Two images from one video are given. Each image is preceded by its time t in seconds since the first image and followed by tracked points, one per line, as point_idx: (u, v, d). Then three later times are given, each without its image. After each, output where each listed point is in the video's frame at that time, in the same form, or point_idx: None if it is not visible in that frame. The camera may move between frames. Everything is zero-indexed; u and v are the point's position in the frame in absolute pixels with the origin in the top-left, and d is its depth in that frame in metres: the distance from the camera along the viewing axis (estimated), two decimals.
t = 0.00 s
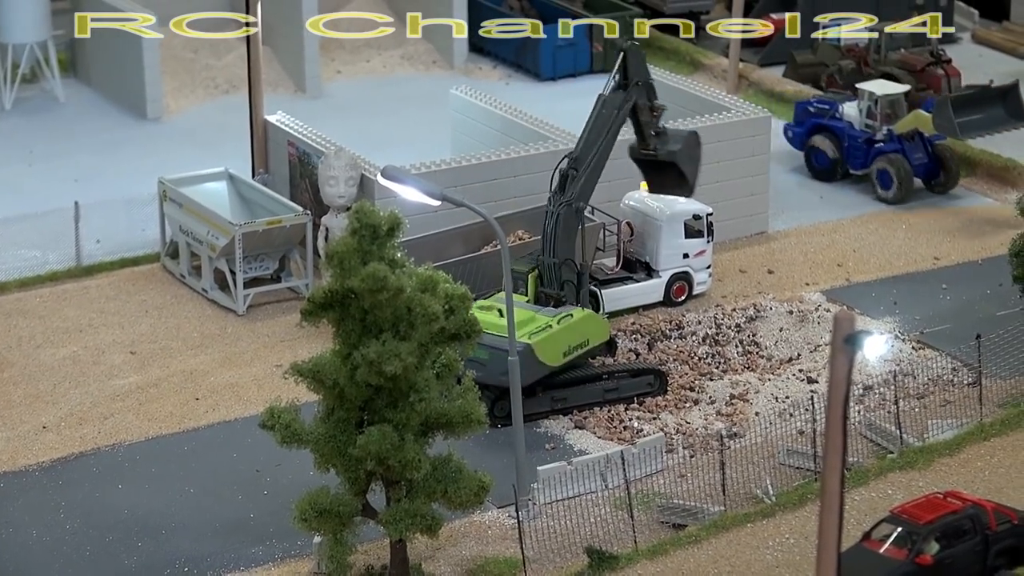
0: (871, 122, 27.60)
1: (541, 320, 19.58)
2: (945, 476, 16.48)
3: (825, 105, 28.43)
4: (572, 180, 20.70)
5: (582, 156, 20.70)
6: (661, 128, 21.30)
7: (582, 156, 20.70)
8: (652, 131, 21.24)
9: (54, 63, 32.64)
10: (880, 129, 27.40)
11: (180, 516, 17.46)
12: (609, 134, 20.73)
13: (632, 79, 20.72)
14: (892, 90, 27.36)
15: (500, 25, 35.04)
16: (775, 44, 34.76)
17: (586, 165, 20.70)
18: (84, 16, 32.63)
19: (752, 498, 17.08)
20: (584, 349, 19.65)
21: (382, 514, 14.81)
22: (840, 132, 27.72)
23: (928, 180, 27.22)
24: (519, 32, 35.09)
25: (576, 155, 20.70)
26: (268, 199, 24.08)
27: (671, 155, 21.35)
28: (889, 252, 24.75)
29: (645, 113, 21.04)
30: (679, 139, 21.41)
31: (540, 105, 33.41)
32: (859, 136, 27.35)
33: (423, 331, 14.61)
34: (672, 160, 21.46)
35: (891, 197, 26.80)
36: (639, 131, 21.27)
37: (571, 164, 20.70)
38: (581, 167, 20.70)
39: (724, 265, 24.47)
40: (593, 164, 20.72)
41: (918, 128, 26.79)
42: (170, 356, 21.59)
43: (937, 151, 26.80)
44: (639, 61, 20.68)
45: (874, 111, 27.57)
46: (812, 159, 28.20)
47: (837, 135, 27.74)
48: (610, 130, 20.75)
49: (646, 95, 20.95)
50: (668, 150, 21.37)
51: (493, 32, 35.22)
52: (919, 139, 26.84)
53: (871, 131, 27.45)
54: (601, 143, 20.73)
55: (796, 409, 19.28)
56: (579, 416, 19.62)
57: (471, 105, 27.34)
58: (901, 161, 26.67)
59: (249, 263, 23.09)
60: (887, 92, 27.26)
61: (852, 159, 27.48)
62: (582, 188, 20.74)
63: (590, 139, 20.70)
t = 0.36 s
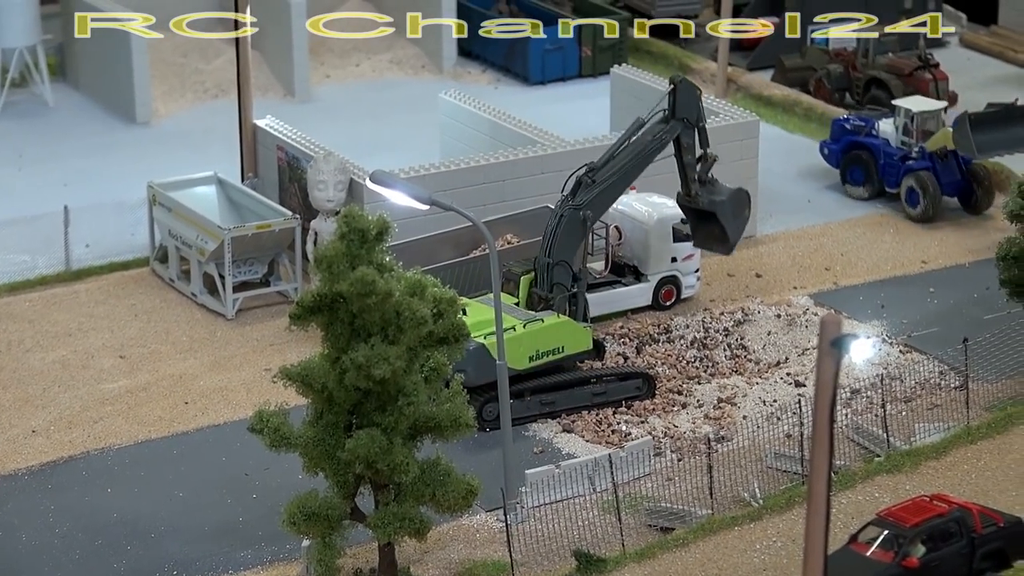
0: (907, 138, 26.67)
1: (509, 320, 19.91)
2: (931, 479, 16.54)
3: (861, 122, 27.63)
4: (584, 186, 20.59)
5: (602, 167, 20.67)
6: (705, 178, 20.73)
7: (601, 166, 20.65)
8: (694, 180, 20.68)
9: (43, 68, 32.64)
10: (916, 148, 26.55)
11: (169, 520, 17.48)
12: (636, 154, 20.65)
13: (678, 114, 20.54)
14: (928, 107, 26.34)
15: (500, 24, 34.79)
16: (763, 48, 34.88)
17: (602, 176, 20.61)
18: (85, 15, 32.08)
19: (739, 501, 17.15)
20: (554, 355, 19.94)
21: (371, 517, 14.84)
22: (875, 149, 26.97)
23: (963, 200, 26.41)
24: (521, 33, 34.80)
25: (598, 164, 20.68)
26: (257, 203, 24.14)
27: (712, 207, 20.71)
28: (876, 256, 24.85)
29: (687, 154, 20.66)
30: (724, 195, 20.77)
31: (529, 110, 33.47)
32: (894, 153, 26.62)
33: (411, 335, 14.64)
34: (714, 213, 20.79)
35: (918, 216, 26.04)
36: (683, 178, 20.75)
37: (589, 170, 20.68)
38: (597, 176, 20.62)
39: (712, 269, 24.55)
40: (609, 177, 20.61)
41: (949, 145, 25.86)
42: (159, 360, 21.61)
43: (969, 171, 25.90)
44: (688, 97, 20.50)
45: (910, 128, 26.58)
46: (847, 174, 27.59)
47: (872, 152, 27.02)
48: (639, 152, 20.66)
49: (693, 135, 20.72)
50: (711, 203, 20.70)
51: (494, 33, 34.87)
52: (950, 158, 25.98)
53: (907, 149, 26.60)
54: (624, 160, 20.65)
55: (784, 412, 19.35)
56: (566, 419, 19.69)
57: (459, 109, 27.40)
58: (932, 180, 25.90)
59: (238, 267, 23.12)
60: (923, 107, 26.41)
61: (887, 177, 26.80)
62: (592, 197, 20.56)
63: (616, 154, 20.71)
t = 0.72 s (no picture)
0: (929, 146, 25.78)
1: (488, 312, 19.96)
2: (910, 468, 16.56)
3: (890, 129, 26.81)
4: (585, 186, 20.85)
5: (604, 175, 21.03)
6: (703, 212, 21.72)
7: (604, 171, 21.00)
8: (693, 212, 21.67)
9: (23, 64, 32.55)
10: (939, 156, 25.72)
11: (148, 511, 17.46)
12: (640, 169, 21.11)
13: (684, 141, 21.26)
14: (952, 115, 25.52)
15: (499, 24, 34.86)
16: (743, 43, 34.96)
17: (603, 182, 20.95)
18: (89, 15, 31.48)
19: (718, 490, 17.21)
20: (532, 348, 19.98)
21: (350, 507, 14.86)
22: (898, 158, 26.23)
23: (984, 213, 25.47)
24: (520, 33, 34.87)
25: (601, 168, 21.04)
26: (236, 197, 24.13)
27: (708, 239, 21.78)
28: (855, 249, 24.93)
29: (688, 183, 21.45)
30: (721, 229, 21.81)
31: (510, 105, 33.51)
32: (915, 162, 25.82)
33: (390, 326, 14.65)
34: (708, 246, 21.85)
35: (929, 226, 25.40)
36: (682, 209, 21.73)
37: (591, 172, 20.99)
38: (599, 181, 20.96)
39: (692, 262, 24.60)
40: (610, 184, 20.95)
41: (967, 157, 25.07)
42: (139, 353, 21.57)
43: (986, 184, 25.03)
44: (695, 126, 21.26)
45: (933, 136, 25.70)
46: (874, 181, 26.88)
47: (895, 160, 26.31)
48: (643, 168, 21.15)
49: (696, 165, 21.46)
50: (707, 235, 21.77)
51: (494, 34, 35.01)
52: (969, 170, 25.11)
53: (928, 158, 25.75)
54: (627, 172, 21.09)
55: (763, 403, 19.42)
56: (546, 411, 19.73)
57: (439, 104, 27.40)
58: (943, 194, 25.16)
59: (218, 261, 23.10)
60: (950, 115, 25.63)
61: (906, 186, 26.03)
62: (591, 198, 20.82)
63: (620, 167, 21.16)
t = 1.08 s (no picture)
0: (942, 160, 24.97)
1: (467, 308, 19.92)
2: (887, 462, 16.57)
3: (908, 139, 25.95)
4: (582, 199, 20.80)
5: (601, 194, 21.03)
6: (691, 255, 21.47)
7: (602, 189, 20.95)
8: (681, 253, 21.41)
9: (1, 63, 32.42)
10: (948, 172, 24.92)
11: (127, 509, 17.40)
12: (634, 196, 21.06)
13: (679, 181, 21.16)
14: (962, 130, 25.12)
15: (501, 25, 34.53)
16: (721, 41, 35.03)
17: (599, 198, 20.92)
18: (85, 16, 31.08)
19: (696, 485, 17.24)
20: (510, 344, 19.97)
21: (328, 503, 14.84)
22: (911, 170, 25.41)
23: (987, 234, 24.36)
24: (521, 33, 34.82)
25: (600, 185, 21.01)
26: (215, 195, 24.06)
27: (693, 281, 21.36)
28: (833, 245, 24.97)
29: (678, 224, 21.27)
30: (707, 273, 21.46)
31: (489, 103, 33.49)
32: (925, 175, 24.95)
33: (367, 321, 14.63)
34: (693, 289, 21.41)
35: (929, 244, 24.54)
36: (671, 251, 21.50)
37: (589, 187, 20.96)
38: (596, 196, 20.93)
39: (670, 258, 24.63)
40: (605, 201, 20.93)
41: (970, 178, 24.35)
42: (118, 351, 21.49)
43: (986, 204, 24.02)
44: (693, 168, 21.23)
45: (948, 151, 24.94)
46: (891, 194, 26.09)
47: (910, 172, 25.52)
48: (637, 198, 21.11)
49: (689, 208, 21.33)
50: (693, 278, 21.38)
51: (495, 34, 34.61)
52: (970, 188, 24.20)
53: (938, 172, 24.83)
54: (622, 197, 21.05)
55: (741, 398, 19.46)
56: (525, 407, 19.74)
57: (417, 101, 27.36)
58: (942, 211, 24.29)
59: (196, 258, 23.04)
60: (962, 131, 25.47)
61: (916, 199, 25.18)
62: (586, 208, 20.79)
63: (616, 192, 21.11)
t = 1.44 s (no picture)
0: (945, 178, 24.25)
1: (450, 304, 19.93)
2: (871, 456, 16.63)
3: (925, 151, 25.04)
4: (575, 210, 20.54)
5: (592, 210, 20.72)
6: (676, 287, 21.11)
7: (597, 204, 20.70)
8: (666, 284, 21.11)
9: None
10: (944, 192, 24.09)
11: (112, 505, 17.36)
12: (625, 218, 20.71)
13: (668, 213, 20.84)
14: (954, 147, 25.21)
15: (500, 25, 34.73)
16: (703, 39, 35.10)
17: (592, 213, 20.62)
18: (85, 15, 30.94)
19: (681, 479, 17.31)
20: (493, 340, 20.00)
21: (313, 497, 14.83)
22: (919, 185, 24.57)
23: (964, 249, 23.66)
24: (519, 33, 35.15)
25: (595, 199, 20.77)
26: (199, 193, 24.04)
27: (675, 314, 20.88)
28: (816, 241, 25.03)
29: (664, 255, 20.96)
30: (690, 307, 20.94)
31: (472, 100, 33.49)
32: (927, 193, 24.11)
33: (352, 316, 14.63)
34: (675, 322, 20.94)
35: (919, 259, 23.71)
36: (657, 282, 21.17)
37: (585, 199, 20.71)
38: (589, 211, 20.65)
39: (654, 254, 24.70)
40: (597, 216, 20.58)
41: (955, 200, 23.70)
42: (102, 348, 21.44)
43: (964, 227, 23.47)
44: (682, 202, 20.90)
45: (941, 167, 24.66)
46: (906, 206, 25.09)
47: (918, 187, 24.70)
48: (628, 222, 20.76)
49: (676, 241, 21.03)
50: (677, 310, 20.90)
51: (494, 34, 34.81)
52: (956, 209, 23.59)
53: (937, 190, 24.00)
54: (612, 216, 20.70)
55: (724, 393, 19.50)
56: (509, 402, 19.77)
57: (400, 98, 27.35)
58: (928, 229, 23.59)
59: (180, 255, 23.00)
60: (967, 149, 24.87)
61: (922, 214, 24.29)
62: (578, 218, 20.47)
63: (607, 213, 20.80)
